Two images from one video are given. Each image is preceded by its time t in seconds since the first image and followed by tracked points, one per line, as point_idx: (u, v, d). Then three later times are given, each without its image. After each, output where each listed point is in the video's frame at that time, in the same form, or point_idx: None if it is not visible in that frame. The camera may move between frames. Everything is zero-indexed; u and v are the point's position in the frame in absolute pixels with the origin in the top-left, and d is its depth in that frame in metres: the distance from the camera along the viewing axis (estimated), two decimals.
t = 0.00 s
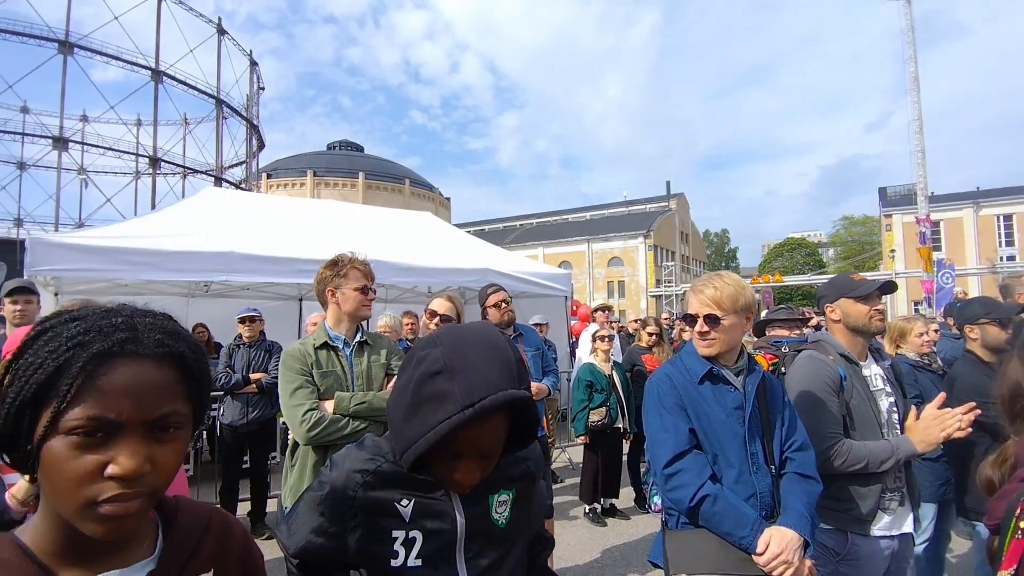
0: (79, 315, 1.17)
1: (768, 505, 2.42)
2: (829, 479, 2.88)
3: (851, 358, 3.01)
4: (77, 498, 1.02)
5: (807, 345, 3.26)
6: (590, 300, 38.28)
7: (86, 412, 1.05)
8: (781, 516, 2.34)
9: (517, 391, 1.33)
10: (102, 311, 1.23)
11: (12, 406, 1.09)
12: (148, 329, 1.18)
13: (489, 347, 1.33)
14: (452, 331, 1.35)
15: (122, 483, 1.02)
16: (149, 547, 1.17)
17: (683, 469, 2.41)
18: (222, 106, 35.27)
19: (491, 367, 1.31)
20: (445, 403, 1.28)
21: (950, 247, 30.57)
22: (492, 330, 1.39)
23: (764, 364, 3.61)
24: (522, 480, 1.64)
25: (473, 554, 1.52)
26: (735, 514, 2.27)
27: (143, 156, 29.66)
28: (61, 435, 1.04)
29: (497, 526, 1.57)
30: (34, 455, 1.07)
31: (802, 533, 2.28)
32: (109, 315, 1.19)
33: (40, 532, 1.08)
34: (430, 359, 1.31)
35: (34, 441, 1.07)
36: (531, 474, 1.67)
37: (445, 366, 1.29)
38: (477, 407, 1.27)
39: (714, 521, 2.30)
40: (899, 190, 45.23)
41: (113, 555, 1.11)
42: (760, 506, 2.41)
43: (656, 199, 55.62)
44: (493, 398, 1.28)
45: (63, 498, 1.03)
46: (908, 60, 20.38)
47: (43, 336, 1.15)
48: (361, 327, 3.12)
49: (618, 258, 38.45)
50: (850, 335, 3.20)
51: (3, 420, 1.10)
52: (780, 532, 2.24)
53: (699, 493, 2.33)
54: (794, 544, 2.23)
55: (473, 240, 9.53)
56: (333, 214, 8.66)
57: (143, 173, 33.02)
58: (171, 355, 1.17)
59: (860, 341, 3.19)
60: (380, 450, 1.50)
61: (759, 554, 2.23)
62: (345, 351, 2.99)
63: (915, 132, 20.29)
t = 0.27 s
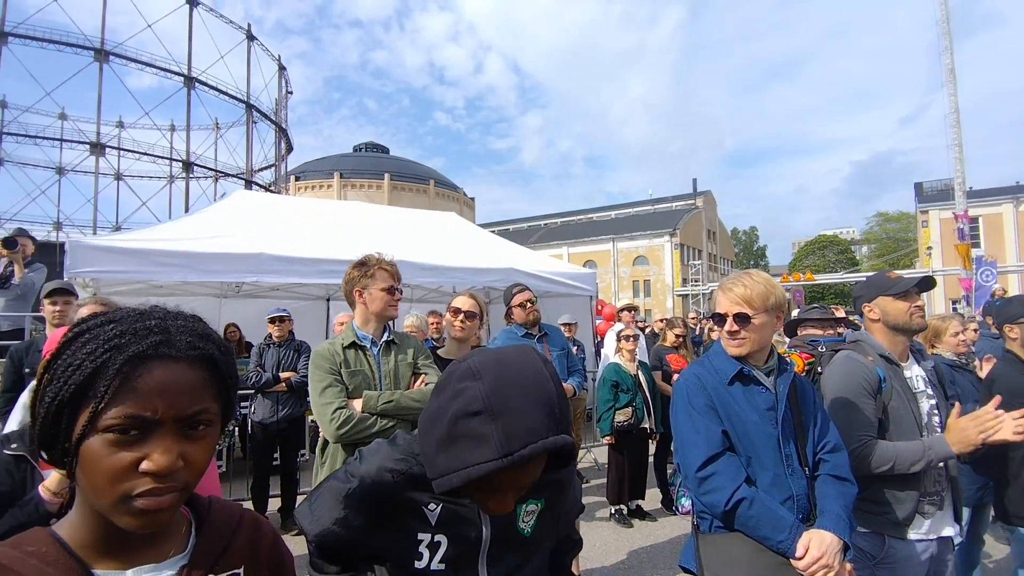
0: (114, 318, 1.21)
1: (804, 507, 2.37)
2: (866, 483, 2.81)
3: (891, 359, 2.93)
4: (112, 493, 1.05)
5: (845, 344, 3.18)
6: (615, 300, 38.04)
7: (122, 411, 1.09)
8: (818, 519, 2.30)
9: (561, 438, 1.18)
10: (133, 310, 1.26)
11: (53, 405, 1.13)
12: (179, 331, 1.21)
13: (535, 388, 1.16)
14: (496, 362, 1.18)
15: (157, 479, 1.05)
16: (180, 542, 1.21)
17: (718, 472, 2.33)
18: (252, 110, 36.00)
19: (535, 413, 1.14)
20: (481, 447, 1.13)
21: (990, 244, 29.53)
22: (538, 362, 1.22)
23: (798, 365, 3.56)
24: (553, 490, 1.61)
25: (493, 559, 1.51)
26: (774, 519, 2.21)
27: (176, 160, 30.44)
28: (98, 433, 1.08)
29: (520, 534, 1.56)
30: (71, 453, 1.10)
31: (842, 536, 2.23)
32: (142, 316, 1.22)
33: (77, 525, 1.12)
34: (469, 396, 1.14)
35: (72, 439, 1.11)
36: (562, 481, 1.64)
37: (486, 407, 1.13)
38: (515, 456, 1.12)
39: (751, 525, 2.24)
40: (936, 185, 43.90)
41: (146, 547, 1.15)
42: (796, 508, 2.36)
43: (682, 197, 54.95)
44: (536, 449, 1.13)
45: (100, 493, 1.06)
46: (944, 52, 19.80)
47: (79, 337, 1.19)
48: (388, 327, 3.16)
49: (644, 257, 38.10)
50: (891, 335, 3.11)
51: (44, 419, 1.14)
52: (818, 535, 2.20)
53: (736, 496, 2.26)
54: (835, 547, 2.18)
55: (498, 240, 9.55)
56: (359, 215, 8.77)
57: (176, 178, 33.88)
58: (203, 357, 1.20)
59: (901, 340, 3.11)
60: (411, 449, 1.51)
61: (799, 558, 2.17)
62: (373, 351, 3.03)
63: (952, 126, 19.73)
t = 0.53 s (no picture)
0: (153, 317, 1.25)
1: (839, 512, 2.32)
2: (901, 486, 2.74)
3: (926, 360, 2.86)
4: (154, 487, 1.09)
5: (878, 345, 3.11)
6: (640, 299, 37.74)
7: (162, 407, 1.13)
8: (854, 524, 2.25)
9: (599, 469, 1.16)
10: (171, 310, 1.30)
11: (95, 403, 1.17)
12: (214, 330, 1.24)
13: (574, 419, 1.13)
14: (534, 388, 1.15)
15: (197, 472, 1.10)
16: (215, 537, 1.25)
17: (752, 477, 2.28)
18: (281, 114, 36.70)
19: (574, 444, 1.13)
20: (517, 477, 1.12)
21: None
22: (576, 387, 1.19)
23: (829, 366, 3.48)
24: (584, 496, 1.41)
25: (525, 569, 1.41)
26: (810, 526, 2.17)
27: (208, 164, 31.18)
28: (140, 429, 1.12)
29: (551, 543, 1.41)
30: (115, 449, 1.15)
31: (879, 542, 2.18)
32: (178, 315, 1.26)
33: (119, 519, 1.16)
34: (507, 424, 1.13)
35: (115, 436, 1.15)
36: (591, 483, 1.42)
37: (525, 438, 1.11)
38: (552, 490, 1.11)
39: (786, 531, 2.19)
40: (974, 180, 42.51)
41: (183, 540, 1.19)
42: (831, 514, 2.31)
43: (709, 195, 54.23)
44: (575, 482, 1.12)
45: (142, 487, 1.10)
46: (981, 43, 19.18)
47: (120, 337, 1.22)
48: (414, 327, 3.19)
49: (670, 255, 37.72)
50: (925, 335, 3.03)
51: (87, 416, 1.18)
52: (855, 542, 2.15)
53: (771, 502, 2.22)
54: (873, 553, 2.14)
55: (521, 240, 9.55)
56: (384, 216, 8.86)
57: (207, 181, 34.70)
58: (237, 354, 1.24)
59: (936, 340, 3.02)
60: (436, 456, 1.50)
61: (835, 565, 2.13)
62: (399, 350, 3.06)
63: (990, 119, 19.10)
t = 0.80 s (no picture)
0: (199, 317, 1.28)
1: (879, 517, 2.25)
2: (938, 488, 2.66)
3: (965, 358, 2.75)
4: (202, 477, 1.13)
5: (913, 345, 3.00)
6: (670, 298, 37.28)
7: (211, 401, 1.16)
8: (895, 530, 2.18)
9: (630, 479, 1.14)
10: (217, 310, 1.33)
11: (146, 399, 1.20)
12: (257, 328, 1.28)
13: (603, 429, 1.12)
14: (563, 397, 1.14)
15: (243, 463, 1.13)
16: (252, 529, 1.28)
17: (791, 482, 2.21)
18: (312, 117, 37.36)
19: (603, 455, 1.11)
20: (545, 487, 1.12)
21: None
22: (607, 396, 1.18)
23: (864, 365, 3.39)
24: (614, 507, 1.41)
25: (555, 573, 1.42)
26: (853, 532, 2.10)
27: (242, 168, 31.93)
28: (188, 422, 1.15)
29: (582, 548, 1.42)
30: (164, 441, 1.18)
31: (922, 548, 2.11)
32: (223, 315, 1.29)
33: (164, 510, 1.20)
34: (534, 433, 1.12)
35: (164, 429, 1.18)
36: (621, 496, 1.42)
37: (553, 449, 1.11)
38: (581, 501, 1.10)
39: (828, 538, 2.12)
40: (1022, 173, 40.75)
41: (224, 531, 1.23)
42: (873, 519, 2.24)
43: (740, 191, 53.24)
44: (605, 494, 1.10)
45: (189, 478, 1.14)
46: None
47: (169, 336, 1.26)
48: (442, 326, 3.20)
49: (700, 254, 37.17)
50: (963, 334, 2.92)
51: (138, 410, 1.21)
52: (898, 548, 2.08)
53: (812, 509, 2.14)
54: (916, 560, 2.07)
55: (549, 239, 9.53)
56: (413, 217, 8.94)
57: (242, 185, 35.54)
58: (279, 351, 1.27)
59: (974, 339, 2.91)
60: (463, 458, 1.51)
61: (879, 571, 2.06)
62: (428, 349, 3.09)
63: None
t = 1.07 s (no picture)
0: (260, 320, 1.33)
1: (921, 526, 2.18)
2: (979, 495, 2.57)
3: (1005, 361, 2.64)
4: (267, 471, 1.15)
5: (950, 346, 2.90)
6: (699, 298, 36.75)
7: (277, 399, 1.19)
8: (938, 538, 2.11)
9: (661, 493, 1.13)
10: (274, 314, 1.37)
11: (214, 396, 1.22)
12: (315, 331, 1.33)
13: (634, 443, 1.11)
14: (591, 409, 1.14)
15: (306, 459, 1.15)
16: (300, 525, 1.31)
17: (830, 489, 2.14)
18: (341, 120, 37.93)
19: (634, 469, 1.10)
20: (574, 502, 1.11)
21: None
22: (638, 407, 1.17)
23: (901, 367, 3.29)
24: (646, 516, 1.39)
25: None
26: (895, 542, 2.04)
27: (274, 171, 32.62)
28: (256, 419, 1.18)
29: (615, 553, 1.40)
30: (231, 437, 1.20)
31: (967, 557, 2.04)
32: (283, 318, 1.34)
33: (221, 500, 1.22)
34: (563, 446, 1.12)
35: (231, 425, 1.20)
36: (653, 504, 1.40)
37: (581, 463, 1.10)
38: (611, 517, 1.09)
39: (869, 547, 2.06)
40: None
41: (276, 524, 1.25)
42: (914, 527, 2.17)
43: (772, 188, 52.13)
44: (636, 510, 1.09)
45: (256, 472, 1.16)
46: None
47: (232, 337, 1.30)
48: (470, 326, 3.22)
49: (730, 252, 36.55)
50: (1000, 335, 2.81)
51: (206, 406, 1.23)
52: (942, 557, 2.01)
53: (852, 517, 2.08)
54: (961, 570, 1.99)
55: (576, 238, 9.48)
56: (440, 217, 9.00)
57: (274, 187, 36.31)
58: (336, 354, 1.32)
59: (1013, 340, 2.80)
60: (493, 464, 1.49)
61: None
62: (456, 349, 3.10)
63: None
